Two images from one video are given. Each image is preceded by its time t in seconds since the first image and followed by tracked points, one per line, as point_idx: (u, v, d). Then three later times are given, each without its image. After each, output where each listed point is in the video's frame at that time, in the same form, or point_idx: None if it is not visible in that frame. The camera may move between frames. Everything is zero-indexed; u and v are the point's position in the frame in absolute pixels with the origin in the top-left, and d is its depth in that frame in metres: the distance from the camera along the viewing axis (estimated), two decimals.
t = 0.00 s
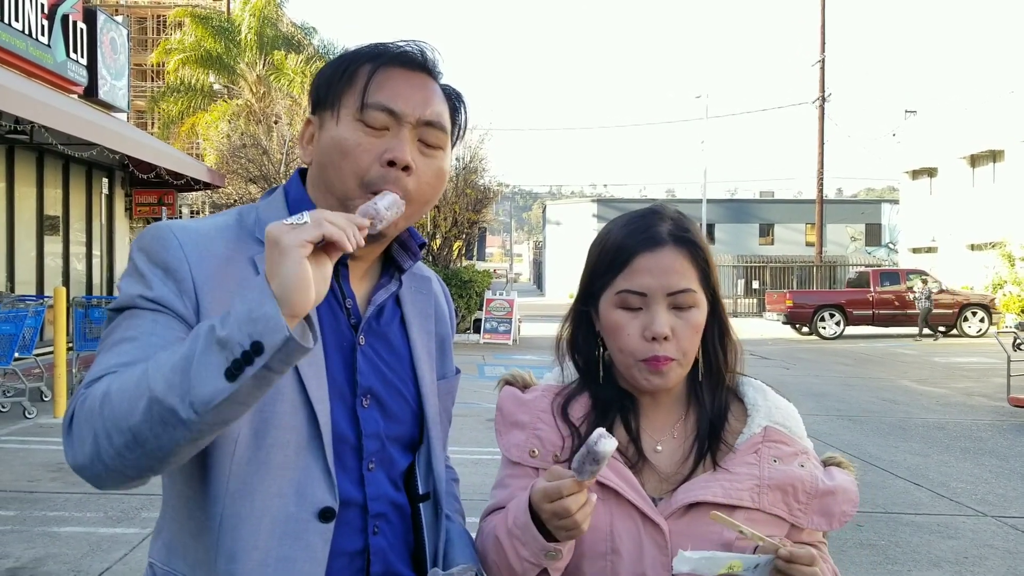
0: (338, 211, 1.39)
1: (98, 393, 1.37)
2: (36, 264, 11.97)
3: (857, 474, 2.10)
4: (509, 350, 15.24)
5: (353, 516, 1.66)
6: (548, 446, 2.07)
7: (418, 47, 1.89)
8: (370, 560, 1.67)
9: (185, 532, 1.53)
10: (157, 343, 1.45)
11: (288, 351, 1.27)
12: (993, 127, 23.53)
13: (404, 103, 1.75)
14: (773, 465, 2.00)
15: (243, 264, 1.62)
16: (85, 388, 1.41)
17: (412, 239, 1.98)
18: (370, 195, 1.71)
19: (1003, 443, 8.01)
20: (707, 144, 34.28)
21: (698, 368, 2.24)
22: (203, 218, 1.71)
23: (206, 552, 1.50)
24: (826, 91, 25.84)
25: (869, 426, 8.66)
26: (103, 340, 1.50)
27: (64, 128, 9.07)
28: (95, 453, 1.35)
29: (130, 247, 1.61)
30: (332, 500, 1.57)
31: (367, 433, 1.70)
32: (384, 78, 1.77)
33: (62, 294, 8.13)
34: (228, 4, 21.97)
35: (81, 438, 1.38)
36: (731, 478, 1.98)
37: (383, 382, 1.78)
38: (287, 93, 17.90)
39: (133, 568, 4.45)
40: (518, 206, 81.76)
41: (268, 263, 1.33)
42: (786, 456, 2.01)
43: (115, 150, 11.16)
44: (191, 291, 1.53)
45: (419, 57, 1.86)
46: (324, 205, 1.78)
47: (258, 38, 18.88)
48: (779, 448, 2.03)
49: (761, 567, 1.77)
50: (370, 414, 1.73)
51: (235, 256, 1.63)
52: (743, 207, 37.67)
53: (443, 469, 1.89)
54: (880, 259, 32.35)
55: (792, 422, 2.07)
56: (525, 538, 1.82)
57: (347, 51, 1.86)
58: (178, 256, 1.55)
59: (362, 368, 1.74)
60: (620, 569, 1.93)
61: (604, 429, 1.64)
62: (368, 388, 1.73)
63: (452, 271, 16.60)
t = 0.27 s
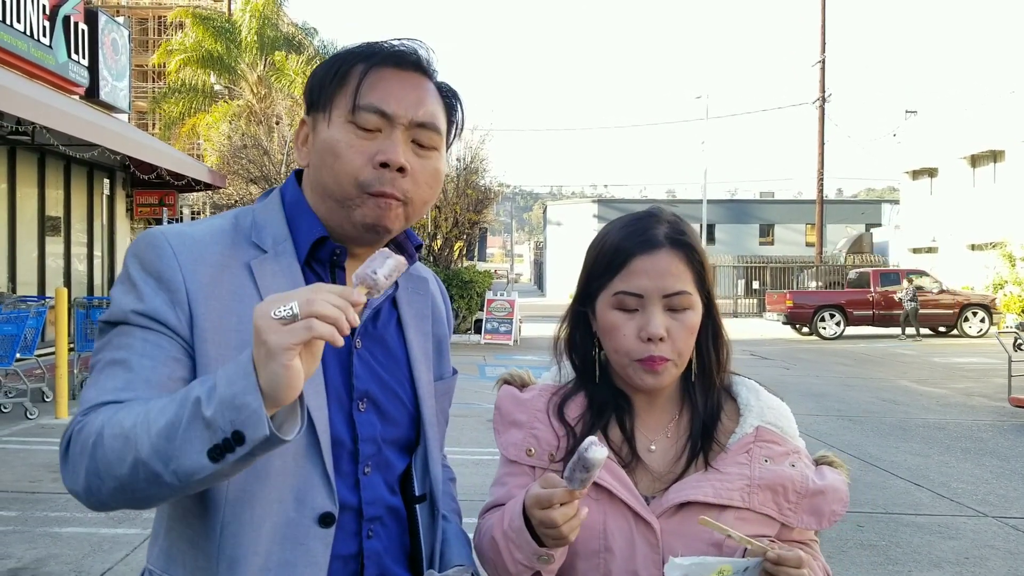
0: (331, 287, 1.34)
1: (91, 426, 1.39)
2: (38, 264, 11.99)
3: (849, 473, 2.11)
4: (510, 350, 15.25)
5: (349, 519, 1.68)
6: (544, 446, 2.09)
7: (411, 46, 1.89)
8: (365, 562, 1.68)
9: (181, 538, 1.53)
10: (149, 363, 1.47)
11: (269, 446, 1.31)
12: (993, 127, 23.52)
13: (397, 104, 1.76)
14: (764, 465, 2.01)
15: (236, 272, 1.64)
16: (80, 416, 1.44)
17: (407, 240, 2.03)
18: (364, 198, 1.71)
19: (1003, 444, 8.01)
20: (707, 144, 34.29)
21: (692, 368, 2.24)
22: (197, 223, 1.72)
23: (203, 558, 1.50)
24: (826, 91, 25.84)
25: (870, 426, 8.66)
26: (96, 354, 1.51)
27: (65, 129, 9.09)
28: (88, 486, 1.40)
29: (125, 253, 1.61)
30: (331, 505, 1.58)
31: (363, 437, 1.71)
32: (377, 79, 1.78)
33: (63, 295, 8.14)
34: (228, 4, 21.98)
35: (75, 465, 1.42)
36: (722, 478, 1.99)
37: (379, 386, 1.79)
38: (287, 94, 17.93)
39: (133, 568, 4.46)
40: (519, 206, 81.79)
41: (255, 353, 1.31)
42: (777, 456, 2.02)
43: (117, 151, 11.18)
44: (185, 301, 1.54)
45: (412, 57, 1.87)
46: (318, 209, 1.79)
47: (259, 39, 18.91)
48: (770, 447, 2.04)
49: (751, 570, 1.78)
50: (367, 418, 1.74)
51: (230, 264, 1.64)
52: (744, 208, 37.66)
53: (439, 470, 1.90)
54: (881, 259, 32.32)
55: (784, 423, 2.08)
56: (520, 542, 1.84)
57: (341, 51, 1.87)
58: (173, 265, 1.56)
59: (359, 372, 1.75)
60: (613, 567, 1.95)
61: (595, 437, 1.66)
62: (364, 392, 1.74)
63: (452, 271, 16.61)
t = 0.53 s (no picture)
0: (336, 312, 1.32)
1: (90, 434, 1.39)
2: (37, 264, 11.98)
3: (847, 469, 2.09)
4: (510, 350, 15.24)
5: (345, 518, 1.66)
6: (540, 443, 2.08)
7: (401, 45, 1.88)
8: (361, 561, 1.67)
9: (179, 538, 1.51)
10: (144, 368, 1.46)
11: (272, 464, 1.31)
12: (993, 127, 23.52)
13: (387, 100, 1.75)
14: (760, 459, 1.99)
15: (231, 271, 1.63)
16: (79, 423, 1.43)
17: (403, 239, 2.02)
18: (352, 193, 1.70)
19: (1004, 444, 8.00)
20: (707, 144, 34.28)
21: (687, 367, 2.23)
22: (193, 224, 1.71)
23: (202, 558, 1.49)
24: (826, 91, 25.83)
25: (870, 427, 8.65)
26: (91, 358, 1.50)
27: (64, 129, 9.08)
28: (89, 494, 1.39)
29: (120, 256, 1.60)
30: (330, 504, 1.57)
31: (358, 435, 1.70)
32: (366, 76, 1.77)
33: (63, 294, 8.14)
34: (228, 4, 21.96)
35: (75, 473, 1.41)
36: (717, 472, 1.97)
37: (374, 384, 1.78)
38: (287, 94, 17.93)
39: (133, 568, 4.45)
40: (518, 206, 81.79)
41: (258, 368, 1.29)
42: (773, 450, 2.00)
43: (116, 151, 11.16)
44: (180, 302, 1.53)
45: (403, 55, 1.86)
46: (310, 206, 1.78)
47: (259, 39, 18.90)
48: (766, 442, 2.02)
49: (740, 563, 1.78)
50: (362, 417, 1.73)
51: (225, 264, 1.63)
52: (744, 208, 37.66)
53: (437, 468, 1.89)
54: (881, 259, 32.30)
55: (779, 419, 2.06)
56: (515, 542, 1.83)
57: (332, 50, 1.87)
58: (167, 266, 1.55)
59: (354, 370, 1.74)
60: (608, 562, 1.94)
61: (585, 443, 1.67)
62: (359, 391, 1.73)
63: (452, 271, 16.60)
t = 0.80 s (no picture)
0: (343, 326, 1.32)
1: (93, 440, 1.39)
2: (37, 263, 11.97)
3: (848, 467, 2.10)
4: (510, 350, 15.23)
5: (344, 515, 1.66)
6: (541, 441, 2.07)
7: (397, 42, 1.88)
8: (360, 559, 1.66)
9: (178, 538, 1.51)
10: (144, 372, 1.46)
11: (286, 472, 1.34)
12: (993, 128, 23.50)
13: (383, 96, 1.75)
14: (762, 456, 1.99)
15: (230, 271, 1.63)
16: (81, 429, 1.43)
17: (399, 235, 2.00)
18: (349, 187, 1.69)
19: (1004, 444, 8.00)
20: (707, 144, 34.24)
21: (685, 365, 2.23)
22: (190, 224, 1.70)
23: (202, 556, 1.49)
24: (827, 91, 25.81)
25: (870, 427, 8.65)
26: (90, 362, 1.50)
27: (64, 128, 9.06)
28: (95, 500, 1.39)
29: (117, 257, 1.58)
30: (330, 501, 1.56)
31: (357, 433, 1.70)
32: (362, 73, 1.77)
33: (63, 294, 8.12)
34: (228, 4, 21.93)
35: (79, 479, 1.41)
36: (720, 468, 1.98)
37: (373, 381, 1.78)
38: (287, 94, 17.90)
39: (132, 568, 4.45)
40: (519, 206, 81.74)
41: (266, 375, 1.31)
42: (774, 447, 2.00)
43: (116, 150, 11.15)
44: (179, 302, 1.53)
45: (398, 52, 1.86)
46: (309, 204, 1.77)
47: (259, 38, 18.87)
48: (768, 439, 2.02)
49: (745, 537, 1.77)
50: (361, 414, 1.73)
51: (223, 264, 1.63)
52: (744, 208, 37.65)
53: (436, 466, 1.89)
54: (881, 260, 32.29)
55: (780, 416, 2.06)
56: (518, 540, 1.82)
57: (330, 48, 1.87)
58: (166, 266, 1.54)
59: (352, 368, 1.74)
60: (612, 559, 1.94)
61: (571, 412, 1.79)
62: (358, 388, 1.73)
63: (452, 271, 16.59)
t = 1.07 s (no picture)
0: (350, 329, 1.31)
1: (98, 440, 1.39)
2: (38, 263, 11.97)
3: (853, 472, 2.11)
4: (511, 351, 15.22)
5: (345, 514, 1.65)
6: (546, 443, 2.08)
7: (395, 42, 1.89)
8: (362, 557, 1.66)
9: (181, 536, 1.51)
10: (147, 372, 1.46)
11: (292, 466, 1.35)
12: (993, 129, 23.50)
13: (382, 94, 1.75)
14: (770, 457, 2.00)
15: (233, 271, 1.63)
16: (85, 428, 1.43)
17: (400, 236, 2.00)
18: (351, 184, 1.70)
19: (1004, 446, 7.99)
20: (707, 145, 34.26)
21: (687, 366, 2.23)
22: (192, 224, 1.70)
23: (206, 553, 1.48)
24: (827, 92, 25.81)
25: (870, 429, 8.64)
26: (94, 362, 1.50)
27: (65, 128, 9.07)
28: (100, 498, 1.39)
29: (120, 258, 1.59)
30: (334, 498, 1.56)
31: (360, 431, 1.70)
32: (361, 72, 1.77)
33: (64, 294, 8.12)
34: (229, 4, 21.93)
35: (84, 477, 1.41)
36: (728, 468, 1.98)
37: (375, 380, 1.78)
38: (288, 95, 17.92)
39: (133, 568, 4.45)
40: (519, 206, 81.76)
41: (275, 371, 1.32)
42: (781, 449, 2.01)
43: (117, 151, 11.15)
44: (182, 301, 1.53)
45: (397, 51, 1.87)
46: (313, 204, 1.77)
47: (260, 39, 18.89)
48: (775, 441, 2.03)
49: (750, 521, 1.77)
50: (364, 412, 1.73)
51: (226, 262, 1.63)
52: (744, 210, 37.64)
53: (438, 464, 1.89)
54: (882, 262, 32.28)
55: (787, 421, 2.08)
56: (536, 538, 1.81)
57: (330, 48, 1.87)
58: (168, 266, 1.55)
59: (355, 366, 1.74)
60: (619, 562, 1.94)
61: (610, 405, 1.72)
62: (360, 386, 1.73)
63: (452, 272, 16.60)
